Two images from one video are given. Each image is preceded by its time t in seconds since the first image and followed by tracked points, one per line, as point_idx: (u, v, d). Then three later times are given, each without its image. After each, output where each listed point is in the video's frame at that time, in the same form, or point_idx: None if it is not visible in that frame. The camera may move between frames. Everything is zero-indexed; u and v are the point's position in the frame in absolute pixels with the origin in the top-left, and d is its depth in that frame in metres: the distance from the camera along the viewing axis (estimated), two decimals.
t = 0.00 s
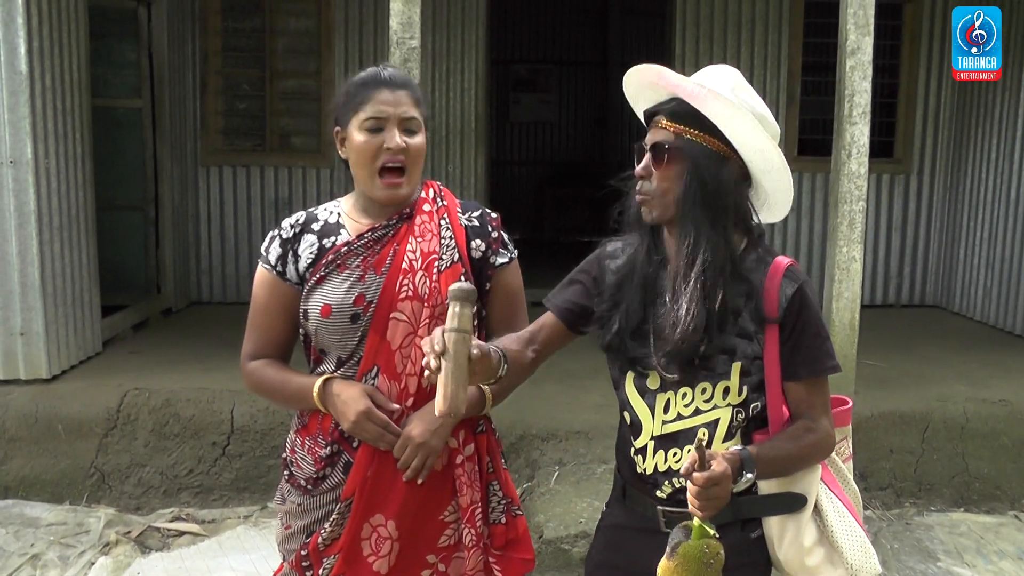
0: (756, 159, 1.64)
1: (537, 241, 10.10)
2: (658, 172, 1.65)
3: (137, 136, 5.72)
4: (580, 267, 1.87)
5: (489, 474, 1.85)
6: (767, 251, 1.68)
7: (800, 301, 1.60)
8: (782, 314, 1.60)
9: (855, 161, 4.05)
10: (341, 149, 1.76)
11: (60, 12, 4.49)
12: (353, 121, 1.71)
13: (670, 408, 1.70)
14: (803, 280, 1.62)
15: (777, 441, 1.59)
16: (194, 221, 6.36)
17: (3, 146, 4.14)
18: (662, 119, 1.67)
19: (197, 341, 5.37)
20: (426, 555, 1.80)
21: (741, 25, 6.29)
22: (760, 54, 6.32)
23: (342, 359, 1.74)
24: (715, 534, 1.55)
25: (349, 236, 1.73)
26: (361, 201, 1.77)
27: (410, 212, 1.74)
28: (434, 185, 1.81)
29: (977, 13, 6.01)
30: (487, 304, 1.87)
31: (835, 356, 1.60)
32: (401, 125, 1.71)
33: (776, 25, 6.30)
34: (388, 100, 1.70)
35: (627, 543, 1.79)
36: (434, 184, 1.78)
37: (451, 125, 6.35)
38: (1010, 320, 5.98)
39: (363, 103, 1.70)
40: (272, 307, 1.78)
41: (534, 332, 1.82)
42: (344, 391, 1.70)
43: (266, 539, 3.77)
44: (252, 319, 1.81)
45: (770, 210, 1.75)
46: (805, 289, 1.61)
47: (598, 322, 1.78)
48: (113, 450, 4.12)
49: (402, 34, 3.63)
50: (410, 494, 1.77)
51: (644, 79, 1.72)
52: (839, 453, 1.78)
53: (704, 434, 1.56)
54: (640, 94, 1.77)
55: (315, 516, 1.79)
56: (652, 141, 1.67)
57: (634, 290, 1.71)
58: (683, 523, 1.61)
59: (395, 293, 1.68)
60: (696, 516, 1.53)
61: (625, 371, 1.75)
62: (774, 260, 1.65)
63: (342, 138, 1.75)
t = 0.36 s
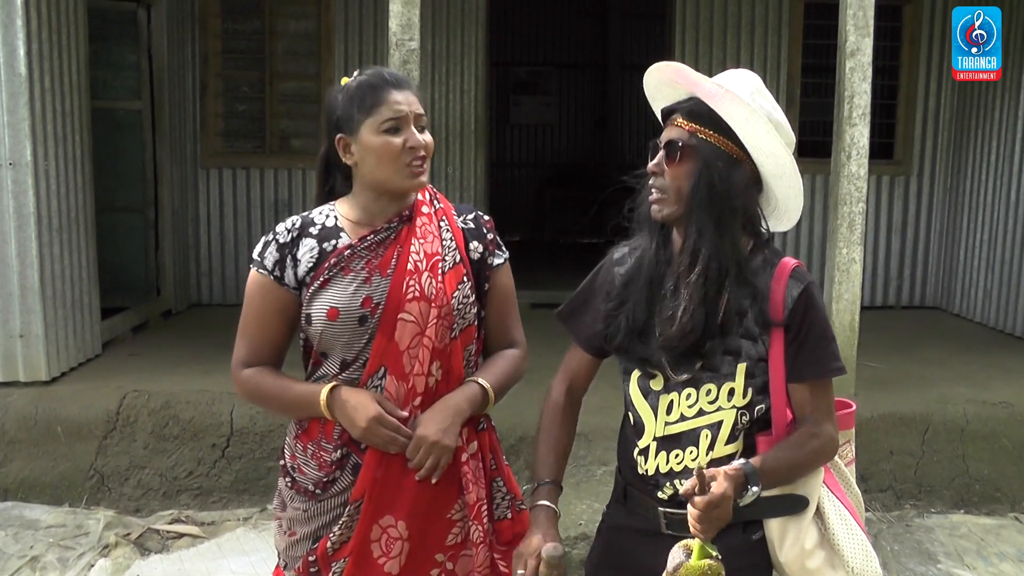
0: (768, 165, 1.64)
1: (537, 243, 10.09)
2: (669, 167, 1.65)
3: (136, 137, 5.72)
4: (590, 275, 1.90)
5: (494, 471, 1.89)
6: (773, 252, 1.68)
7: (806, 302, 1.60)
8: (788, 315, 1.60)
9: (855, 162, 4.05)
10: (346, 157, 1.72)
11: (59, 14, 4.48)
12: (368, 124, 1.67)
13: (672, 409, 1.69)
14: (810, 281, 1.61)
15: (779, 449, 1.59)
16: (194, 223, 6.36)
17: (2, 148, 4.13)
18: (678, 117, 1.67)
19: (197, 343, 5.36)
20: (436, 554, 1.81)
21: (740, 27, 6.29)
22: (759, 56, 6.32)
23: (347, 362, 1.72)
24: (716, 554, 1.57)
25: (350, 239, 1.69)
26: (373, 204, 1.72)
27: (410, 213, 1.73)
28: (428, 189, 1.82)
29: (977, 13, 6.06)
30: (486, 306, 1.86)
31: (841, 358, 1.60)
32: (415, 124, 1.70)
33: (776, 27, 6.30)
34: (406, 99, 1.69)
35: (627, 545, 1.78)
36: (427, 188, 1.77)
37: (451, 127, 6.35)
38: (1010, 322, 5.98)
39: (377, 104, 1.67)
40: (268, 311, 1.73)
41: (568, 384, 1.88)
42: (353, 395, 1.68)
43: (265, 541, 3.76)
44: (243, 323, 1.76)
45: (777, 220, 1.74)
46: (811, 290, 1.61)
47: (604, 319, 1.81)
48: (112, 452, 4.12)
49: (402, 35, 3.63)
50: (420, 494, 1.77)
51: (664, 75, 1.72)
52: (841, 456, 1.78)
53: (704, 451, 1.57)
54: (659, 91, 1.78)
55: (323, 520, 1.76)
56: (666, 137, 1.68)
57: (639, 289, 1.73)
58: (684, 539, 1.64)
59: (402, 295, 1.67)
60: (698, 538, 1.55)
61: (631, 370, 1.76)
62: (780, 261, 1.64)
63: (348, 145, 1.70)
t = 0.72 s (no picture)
0: (778, 173, 1.68)
1: (538, 244, 10.09)
2: (688, 192, 1.62)
3: (137, 138, 5.72)
4: (590, 282, 1.92)
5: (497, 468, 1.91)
6: (772, 255, 1.68)
7: (807, 303, 1.60)
8: (789, 321, 1.60)
9: (857, 164, 4.04)
10: (346, 160, 1.70)
11: (60, 16, 4.49)
12: (367, 126, 1.65)
13: (677, 415, 1.69)
14: (809, 283, 1.62)
15: (785, 467, 1.58)
16: (195, 224, 6.36)
17: (3, 149, 4.13)
18: (686, 137, 1.63)
19: (198, 344, 5.36)
20: (446, 553, 1.79)
21: (741, 28, 6.29)
22: (761, 58, 6.32)
23: (360, 365, 1.69)
24: None
25: (358, 242, 1.67)
26: (377, 205, 1.69)
27: (414, 215, 1.72)
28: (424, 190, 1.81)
29: (977, 13, 6.02)
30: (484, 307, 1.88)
31: (842, 359, 1.59)
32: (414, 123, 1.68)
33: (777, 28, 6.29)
34: (404, 99, 1.67)
35: (630, 549, 1.78)
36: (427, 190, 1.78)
37: (452, 128, 6.35)
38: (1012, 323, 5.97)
39: (375, 106, 1.65)
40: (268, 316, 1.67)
41: (576, 394, 1.90)
42: (375, 398, 1.66)
43: (266, 543, 3.76)
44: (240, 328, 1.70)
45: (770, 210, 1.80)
46: (811, 292, 1.61)
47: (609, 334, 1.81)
48: (113, 453, 4.12)
49: (403, 37, 3.63)
50: (434, 495, 1.75)
51: (662, 91, 1.67)
52: (845, 455, 1.77)
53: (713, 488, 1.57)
54: (648, 101, 1.73)
55: (336, 525, 1.73)
56: (675, 159, 1.63)
57: (644, 301, 1.73)
58: None
59: (416, 297, 1.66)
60: None
61: (634, 377, 1.77)
62: (779, 263, 1.65)
63: (347, 146, 1.69)
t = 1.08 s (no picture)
0: (768, 170, 1.70)
1: (538, 244, 10.09)
2: (682, 196, 1.62)
3: (138, 139, 5.73)
4: (583, 289, 1.91)
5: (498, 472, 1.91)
6: (763, 255, 1.68)
7: (803, 303, 1.60)
8: (785, 321, 1.61)
9: (857, 164, 4.03)
10: (345, 156, 1.71)
11: (61, 17, 4.49)
12: (366, 124, 1.65)
13: (676, 418, 1.69)
14: (804, 282, 1.62)
15: (786, 468, 1.58)
16: (196, 225, 6.37)
17: (4, 150, 4.14)
18: (677, 140, 1.63)
19: (198, 346, 5.36)
20: (450, 551, 1.79)
21: (742, 29, 6.29)
22: (762, 58, 6.32)
23: (363, 368, 1.69)
24: None
25: (358, 246, 1.67)
26: (366, 204, 1.69)
27: (413, 217, 1.73)
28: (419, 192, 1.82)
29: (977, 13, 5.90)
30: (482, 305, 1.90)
31: (839, 355, 1.60)
32: (414, 127, 1.68)
33: (778, 28, 6.29)
34: (408, 102, 1.68)
35: (630, 551, 1.78)
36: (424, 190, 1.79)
37: (452, 129, 6.35)
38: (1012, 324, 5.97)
39: (377, 105, 1.65)
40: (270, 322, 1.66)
41: (580, 405, 1.89)
42: (378, 402, 1.66)
43: (267, 543, 3.76)
44: (238, 331, 1.68)
45: (760, 205, 1.82)
46: (806, 291, 1.62)
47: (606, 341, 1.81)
48: (114, 454, 4.13)
49: (404, 38, 3.63)
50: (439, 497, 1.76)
51: (652, 95, 1.66)
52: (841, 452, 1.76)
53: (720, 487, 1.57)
54: (637, 105, 1.72)
55: (342, 527, 1.73)
56: (667, 164, 1.63)
57: (640, 305, 1.72)
58: None
59: (420, 300, 1.66)
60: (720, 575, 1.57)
61: (631, 383, 1.77)
62: (772, 263, 1.65)
63: (346, 142, 1.70)
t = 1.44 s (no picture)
0: (772, 171, 1.70)
1: (539, 246, 10.10)
2: (684, 199, 1.62)
3: (139, 142, 5.74)
4: (583, 290, 1.92)
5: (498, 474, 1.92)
6: (767, 258, 1.69)
7: (805, 304, 1.61)
8: (787, 322, 1.61)
9: (858, 165, 4.04)
10: (352, 166, 1.69)
11: (62, 19, 4.50)
12: (378, 135, 1.65)
13: (678, 420, 1.70)
14: (806, 283, 1.63)
15: (787, 469, 1.59)
16: (196, 226, 6.37)
17: (6, 152, 4.15)
18: (680, 143, 1.64)
19: (200, 347, 5.37)
20: (450, 552, 1.79)
21: (743, 29, 6.29)
22: (763, 58, 6.32)
23: (364, 371, 1.69)
24: None
25: (360, 248, 1.67)
26: (374, 211, 1.69)
27: (414, 220, 1.73)
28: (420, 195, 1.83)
29: (977, 13, 5.97)
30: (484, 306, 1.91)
31: (841, 357, 1.61)
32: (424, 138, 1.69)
33: (778, 29, 6.30)
34: (420, 115, 1.68)
35: (632, 552, 1.79)
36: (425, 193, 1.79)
37: (453, 131, 6.36)
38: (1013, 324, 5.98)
39: (389, 116, 1.65)
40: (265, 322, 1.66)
41: (583, 407, 1.90)
42: (371, 426, 1.66)
43: (268, 545, 3.77)
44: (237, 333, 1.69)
45: (764, 207, 1.82)
46: (808, 292, 1.62)
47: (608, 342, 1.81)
48: (115, 456, 4.13)
49: (404, 39, 3.64)
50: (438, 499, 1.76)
51: (653, 98, 1.67)
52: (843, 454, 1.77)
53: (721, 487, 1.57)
54: (639, 108, 1.73)
55: (341, 527, 1.73)
56: (670, 166, 1.64)
57: (642, 305, 1.73)
58: None
59: (420, 303, 1.66)
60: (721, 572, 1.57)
61: (632, 385, 1.77)
62: (775, 265, 1.66)
63: (353, 152, 1.68)
